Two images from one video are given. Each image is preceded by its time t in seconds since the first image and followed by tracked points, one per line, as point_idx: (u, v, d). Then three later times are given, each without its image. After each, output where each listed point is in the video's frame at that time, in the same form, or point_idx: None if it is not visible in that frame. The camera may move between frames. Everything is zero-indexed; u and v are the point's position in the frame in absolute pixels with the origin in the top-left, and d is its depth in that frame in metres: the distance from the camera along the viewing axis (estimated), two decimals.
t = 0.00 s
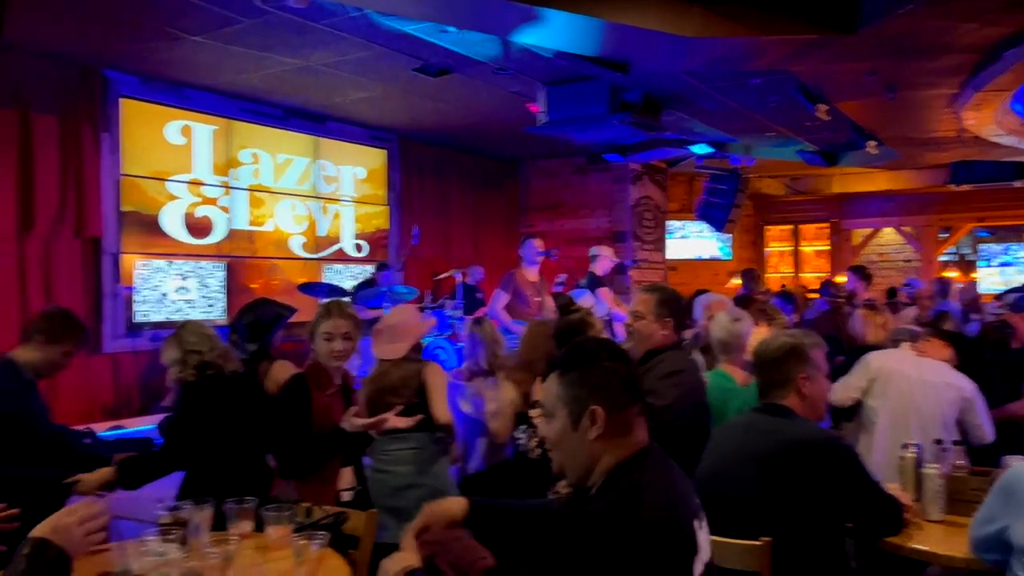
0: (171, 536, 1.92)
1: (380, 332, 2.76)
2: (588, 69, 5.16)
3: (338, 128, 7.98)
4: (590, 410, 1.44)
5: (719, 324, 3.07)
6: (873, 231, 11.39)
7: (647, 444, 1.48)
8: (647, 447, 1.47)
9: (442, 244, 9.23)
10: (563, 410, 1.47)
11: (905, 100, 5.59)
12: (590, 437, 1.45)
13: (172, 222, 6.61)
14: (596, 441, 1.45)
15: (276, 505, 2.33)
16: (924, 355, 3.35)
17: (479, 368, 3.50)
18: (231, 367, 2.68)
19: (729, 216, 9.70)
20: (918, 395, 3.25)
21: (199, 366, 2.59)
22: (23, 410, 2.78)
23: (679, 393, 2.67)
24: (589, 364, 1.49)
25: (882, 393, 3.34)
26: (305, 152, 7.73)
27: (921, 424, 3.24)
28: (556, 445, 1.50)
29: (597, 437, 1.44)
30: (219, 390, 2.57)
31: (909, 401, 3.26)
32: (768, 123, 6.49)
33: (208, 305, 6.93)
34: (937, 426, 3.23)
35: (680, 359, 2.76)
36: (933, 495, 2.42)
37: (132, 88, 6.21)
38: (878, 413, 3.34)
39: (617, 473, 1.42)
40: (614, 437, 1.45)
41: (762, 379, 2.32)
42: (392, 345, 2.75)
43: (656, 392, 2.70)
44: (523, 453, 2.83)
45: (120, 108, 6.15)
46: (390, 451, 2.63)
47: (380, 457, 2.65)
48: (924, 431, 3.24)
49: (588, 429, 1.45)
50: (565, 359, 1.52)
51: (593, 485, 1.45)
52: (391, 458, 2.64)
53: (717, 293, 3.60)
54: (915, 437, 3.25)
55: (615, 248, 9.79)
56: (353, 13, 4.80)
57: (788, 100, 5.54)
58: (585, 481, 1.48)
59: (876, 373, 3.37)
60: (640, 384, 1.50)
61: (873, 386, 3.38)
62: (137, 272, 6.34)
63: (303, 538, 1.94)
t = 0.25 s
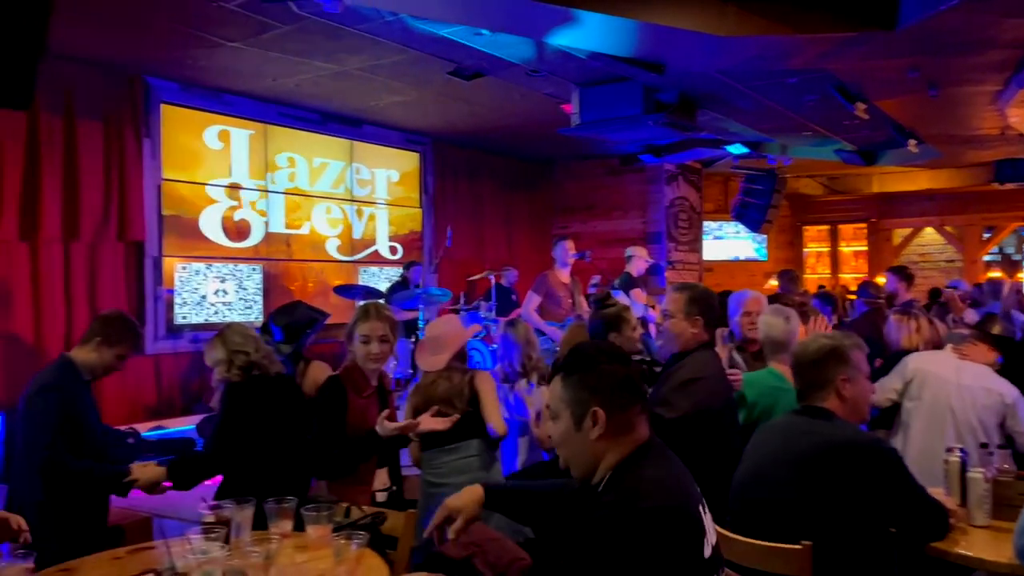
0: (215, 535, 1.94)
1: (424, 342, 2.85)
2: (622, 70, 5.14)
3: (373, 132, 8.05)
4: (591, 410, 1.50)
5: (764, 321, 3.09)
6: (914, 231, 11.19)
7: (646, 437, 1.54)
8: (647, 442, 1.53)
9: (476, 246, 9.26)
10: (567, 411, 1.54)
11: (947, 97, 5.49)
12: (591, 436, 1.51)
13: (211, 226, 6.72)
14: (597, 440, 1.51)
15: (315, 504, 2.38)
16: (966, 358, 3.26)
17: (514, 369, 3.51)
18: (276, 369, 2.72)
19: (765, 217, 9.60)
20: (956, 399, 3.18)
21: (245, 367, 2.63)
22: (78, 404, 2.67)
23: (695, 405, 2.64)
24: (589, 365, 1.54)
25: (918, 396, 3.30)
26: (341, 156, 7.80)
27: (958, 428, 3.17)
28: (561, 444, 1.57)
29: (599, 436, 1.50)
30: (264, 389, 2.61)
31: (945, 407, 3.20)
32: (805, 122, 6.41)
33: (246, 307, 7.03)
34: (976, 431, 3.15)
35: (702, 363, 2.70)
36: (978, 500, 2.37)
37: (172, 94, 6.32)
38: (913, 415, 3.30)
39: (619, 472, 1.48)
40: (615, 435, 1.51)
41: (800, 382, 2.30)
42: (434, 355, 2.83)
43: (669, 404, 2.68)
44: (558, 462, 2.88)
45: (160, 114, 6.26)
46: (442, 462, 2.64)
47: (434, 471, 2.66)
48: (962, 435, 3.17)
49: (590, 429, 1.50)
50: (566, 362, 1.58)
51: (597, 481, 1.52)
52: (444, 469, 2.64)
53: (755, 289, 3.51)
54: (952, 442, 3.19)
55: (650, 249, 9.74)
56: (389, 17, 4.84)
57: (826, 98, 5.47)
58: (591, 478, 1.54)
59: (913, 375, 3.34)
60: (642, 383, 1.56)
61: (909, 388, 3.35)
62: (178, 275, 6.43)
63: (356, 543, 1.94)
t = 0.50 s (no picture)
0: (243, 535, 1.96)
1: (450, 338, 2.88)
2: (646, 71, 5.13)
3: (398, 135, 8.09)
4: (586, 412, 1.55)
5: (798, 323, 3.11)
6: (944, 231, 11.02)
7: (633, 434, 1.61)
8: (636, 437, 1.60)
9: (500, 248, 9.27)
10: (560, 413, 1.58)
11: (978, 95, 5.42)
12: (584, 436, 1.56)
13: (239, 229, 6.79)
14: (589, 439, 1.56)
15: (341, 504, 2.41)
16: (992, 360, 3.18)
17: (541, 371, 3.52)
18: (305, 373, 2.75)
19: (792, 217, 9.51)
20: (980, 401, 3.14)
21: (275, 369, 2.64)
22: (109, 403, 2.70)
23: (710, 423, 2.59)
24: (583, 367, 1.59)
25: (943, 399, 3.25)
26: (366, 159, 7.85)
27: (983, 431, 3.13)
28: (549, 441, 1.61)
29: (591, 435, 1.56)
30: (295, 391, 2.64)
31: (970, 409, 3.17)
32: (832, 121, 6.34)
33: (273, 310, 7.09)
34: (1000, 433, 3.10)
35: (720, 378, 2.63)
36: (1010, 503, 2.35)
37: (200, 99, 6.40)
38: (939, 419, 3.25)
39: (613, 468, 1.54)
40: (606, 433, 1.56)
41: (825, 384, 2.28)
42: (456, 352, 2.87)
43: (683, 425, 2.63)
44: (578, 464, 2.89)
45: (189, 119, 6.34)
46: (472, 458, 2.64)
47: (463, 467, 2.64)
48: (987, 438, 3.13)
49: (584, 429, 1.56)
50: (559, 366, 1.61)
51: (588, 478, 1.57)
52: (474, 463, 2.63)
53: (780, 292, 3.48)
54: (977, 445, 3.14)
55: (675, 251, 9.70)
56: (413, 21, 4.86)
57: (853, 97, 5.42)
58: (581, 475, 1.60)
59: (938, 379, 3.29)
60: (629, 384, 1.61)
61: (935, 392, 3.30)
62: (205, 278, 6.49)
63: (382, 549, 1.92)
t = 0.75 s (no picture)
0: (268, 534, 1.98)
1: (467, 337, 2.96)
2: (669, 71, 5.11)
3: (420, 138, 8.12)
4: (580, 418, 1.52)
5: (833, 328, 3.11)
6: (972, 230, 10.85)
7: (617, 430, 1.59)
8: (626, 438, 1.57)
9: (522, 250, 9.27)
10: (554, 420, 1.53)
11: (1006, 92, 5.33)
12: (580, 442, 1.53)
13: (263, 232, 6.85)
14: (586, 446, 1.53)
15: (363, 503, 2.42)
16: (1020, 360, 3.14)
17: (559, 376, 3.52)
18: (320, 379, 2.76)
19: (816, 217, 9.43)
20: (1008, 403, 3.09)
21: (292, 374, 2.65)
22: (137, 411, 2.73)
23: (715, 432, 2.52)
24: (575, 375, 1.55)
25: (975, 406, 3.21)
26: (389, 161, 7.88)
27: (1015, 432, 3.07)
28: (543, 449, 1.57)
29: (587, 441, 1.53)
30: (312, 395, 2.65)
31: (999, 411, 3.12)
32: (857, 120, 6.27)
33: (297, 312, 7.14)
34: None
35: (722, 386, 2.53)
36: None
37: (225, 103, 6.46)
38: (974, 427, 3.20)
39: (602, 466, 1.51)
40: (601, 436, 1.54)
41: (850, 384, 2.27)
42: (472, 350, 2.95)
43: (690, 435, 2.58)
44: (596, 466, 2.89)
45: (214, 123, 6.41)
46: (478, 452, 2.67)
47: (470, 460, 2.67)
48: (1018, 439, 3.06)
49: (579, 435, 1.52)
50: (551, 374, 1.57)
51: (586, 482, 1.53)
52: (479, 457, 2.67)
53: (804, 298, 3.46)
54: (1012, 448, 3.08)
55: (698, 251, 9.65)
56: (435, 23, 4.87)
57: (879, 96, 5.36)
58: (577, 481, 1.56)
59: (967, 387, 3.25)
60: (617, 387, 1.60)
61: (966, 401, 3.25)
62: (230, 280, 6.55)
63: (390, 569, 1.86)
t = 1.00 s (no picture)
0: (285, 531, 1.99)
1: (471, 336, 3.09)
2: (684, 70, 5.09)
3: (435, 138, 8.14)
4: (581, 421, 1.53)
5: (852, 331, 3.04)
6: (992, 229, 10.72)
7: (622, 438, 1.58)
8: (627, 439, 1.58)
9: (537, 250, 9.26)
10: (556, 424, 1.54)
11: None
12: (582, 444, 1.53)
13: (280, 233, 6.89)
14: (587, 448, 1.53)
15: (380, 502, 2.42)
16: None
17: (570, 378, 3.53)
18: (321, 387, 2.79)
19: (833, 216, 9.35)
20: None
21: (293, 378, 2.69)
22: (150, 413, 2.70)
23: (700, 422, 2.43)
24: (575, 378, 1.56)
25: (1002, 413, 3.17)
26: (404, 162, 7.91)
27: None
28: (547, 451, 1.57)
29: (589, 443, 1.53)
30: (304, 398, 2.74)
31: None
32: (875, 118, 6.23)
33: (313, 312, 7.16)
34: None
35: (714, 379, 2.47)
36: None
37: (242, 105, 6.51)
38: (1001, 433, 3.16)
39: (604, 466, 1.51)
40: (603, 439, 1.54)
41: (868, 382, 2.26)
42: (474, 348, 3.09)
43: (675, 423, 2.49)
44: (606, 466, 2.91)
45: (231, 124, 6.45)
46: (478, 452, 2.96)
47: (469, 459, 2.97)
48: None
49: (580, 437, 1.53)
50: (552, 379, 1.57)
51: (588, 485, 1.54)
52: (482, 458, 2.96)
53: (821, 299, 3.43)
54: None
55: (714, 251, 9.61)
56: (449, 23, 4.88)
57: (897, 93, 5.32)
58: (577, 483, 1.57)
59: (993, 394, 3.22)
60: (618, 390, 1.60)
61: (993, 408, 3.22)
62: (247, 281, 6.59)
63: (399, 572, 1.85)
